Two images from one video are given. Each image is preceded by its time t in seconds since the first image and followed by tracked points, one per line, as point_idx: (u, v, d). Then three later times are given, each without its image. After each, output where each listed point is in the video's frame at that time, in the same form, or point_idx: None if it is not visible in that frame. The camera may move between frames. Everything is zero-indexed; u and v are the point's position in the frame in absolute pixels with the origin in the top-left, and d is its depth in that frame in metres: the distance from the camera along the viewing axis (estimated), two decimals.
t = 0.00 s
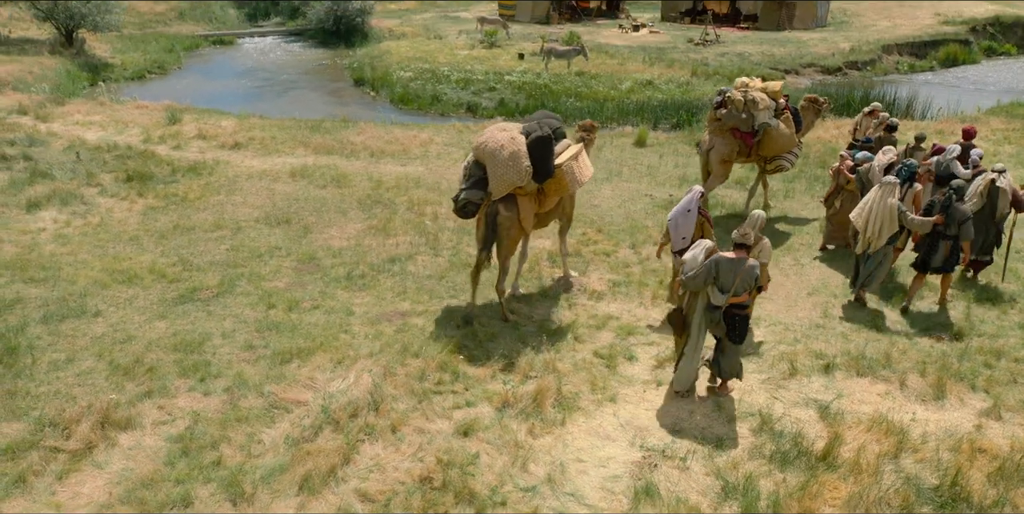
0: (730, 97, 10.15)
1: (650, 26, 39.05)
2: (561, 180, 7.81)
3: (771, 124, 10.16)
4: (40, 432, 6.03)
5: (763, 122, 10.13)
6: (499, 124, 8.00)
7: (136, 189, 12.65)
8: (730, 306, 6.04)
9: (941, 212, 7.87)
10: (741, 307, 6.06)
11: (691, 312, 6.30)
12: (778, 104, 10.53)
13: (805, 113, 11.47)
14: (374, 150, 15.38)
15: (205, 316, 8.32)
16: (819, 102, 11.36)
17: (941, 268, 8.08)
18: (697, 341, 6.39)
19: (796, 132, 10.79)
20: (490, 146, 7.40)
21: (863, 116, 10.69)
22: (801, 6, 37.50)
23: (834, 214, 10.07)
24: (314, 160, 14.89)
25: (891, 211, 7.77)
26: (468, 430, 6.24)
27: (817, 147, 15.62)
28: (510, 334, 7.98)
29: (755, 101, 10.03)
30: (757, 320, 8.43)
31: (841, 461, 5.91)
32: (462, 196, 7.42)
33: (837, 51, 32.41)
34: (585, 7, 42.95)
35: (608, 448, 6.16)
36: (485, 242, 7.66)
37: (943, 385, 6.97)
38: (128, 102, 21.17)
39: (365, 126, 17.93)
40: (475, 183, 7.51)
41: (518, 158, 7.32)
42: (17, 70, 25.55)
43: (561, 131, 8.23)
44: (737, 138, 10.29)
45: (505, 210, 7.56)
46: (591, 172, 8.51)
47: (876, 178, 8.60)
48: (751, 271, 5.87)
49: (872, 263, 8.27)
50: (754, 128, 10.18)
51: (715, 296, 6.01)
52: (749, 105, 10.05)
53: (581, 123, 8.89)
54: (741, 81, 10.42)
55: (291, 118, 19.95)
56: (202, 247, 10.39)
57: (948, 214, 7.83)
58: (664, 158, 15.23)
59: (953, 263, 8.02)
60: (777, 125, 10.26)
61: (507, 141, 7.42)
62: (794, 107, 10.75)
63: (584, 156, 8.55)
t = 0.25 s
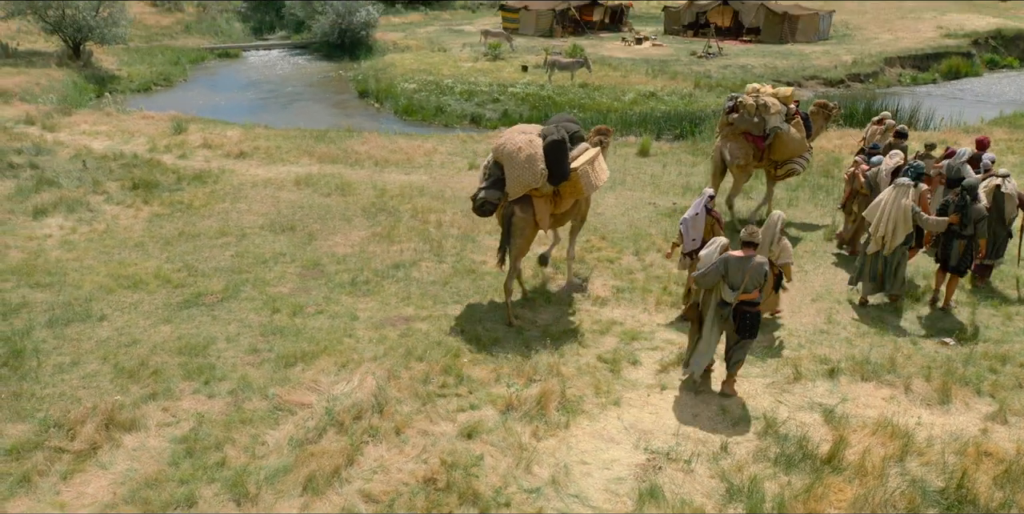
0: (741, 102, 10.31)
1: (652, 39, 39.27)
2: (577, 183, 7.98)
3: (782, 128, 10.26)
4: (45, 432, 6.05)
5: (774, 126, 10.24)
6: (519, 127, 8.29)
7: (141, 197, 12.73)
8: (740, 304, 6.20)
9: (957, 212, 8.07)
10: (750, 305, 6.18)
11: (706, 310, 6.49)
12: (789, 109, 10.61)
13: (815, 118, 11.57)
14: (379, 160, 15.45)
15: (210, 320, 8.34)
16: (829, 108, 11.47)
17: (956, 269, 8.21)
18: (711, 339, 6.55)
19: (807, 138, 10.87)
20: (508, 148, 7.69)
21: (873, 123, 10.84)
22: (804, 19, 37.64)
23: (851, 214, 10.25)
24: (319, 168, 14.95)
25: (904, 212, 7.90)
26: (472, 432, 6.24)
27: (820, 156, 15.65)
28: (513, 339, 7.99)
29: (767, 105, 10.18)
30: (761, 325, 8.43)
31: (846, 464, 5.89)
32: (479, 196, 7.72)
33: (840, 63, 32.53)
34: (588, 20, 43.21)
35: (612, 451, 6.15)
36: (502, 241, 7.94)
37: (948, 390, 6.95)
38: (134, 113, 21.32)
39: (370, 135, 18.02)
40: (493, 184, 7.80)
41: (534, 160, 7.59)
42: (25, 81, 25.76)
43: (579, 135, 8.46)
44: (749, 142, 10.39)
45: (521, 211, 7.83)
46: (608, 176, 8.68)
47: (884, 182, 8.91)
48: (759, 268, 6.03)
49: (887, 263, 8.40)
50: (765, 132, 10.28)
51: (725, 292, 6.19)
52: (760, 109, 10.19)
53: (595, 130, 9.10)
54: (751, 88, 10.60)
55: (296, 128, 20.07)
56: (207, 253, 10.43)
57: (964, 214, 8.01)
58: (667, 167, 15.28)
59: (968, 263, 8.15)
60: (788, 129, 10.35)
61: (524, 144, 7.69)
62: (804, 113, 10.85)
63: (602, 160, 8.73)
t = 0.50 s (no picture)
0: (750, 104, 10.41)
1: (655, 46, 39.38)
2: (588, 186, 8.12)
3: (792, 128, 10.33)
4: (49, 427, 6.07)
5: (785, 127, 10.31)
6: (532, 125, 8.34)
7: (146, 199, 12.78)
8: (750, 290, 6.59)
9: (965, 211, 8.18)
10: (759, 291, 6.59)
11: (719, 295, 6.89)
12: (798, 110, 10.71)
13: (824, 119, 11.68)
14: (382, 163, 15.50)
15: (213, 319, 8.37)
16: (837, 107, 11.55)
17: (965, 267, 8.29)
18: (722, 324, 6.95)
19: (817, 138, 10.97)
20: (522, 151, 7.77)
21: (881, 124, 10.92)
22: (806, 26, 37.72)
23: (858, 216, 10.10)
24: (322, 172, 15.01)
25: (917, 213, 7.93)
26: (475, 429, 6.25)
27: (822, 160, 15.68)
28: (516, 338, 8.00)
29: (776, 107, 10.27)
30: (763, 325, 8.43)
31: (848, 461, 5.89)
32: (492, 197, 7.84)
33: (842, 70, 32.59)
34: (591, 27, 43.33)
35: (615, 447, 6.16)
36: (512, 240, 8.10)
37: (951, 389, 6.95)
38: (138, 117, 21.42)
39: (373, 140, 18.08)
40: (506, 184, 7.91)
41: (547, 164, 7.70)
42: (30, 87, 25.89)
43: (591, 134, 8.54)
44: (760, 144, 10.45)
45: (532, 212, 7.98)
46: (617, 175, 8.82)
47: (892, 185, 8.86)
48: (768, 257, 6.41)
49: (898, 260, 8.48)
50: (776, 133, 10.37)
51: (736, 280, 6.59)
52: (770, 110, 10.28)
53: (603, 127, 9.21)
54: (759, 90, 10.70)
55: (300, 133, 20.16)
56: (210, 253, 10.47)
57: (972, 213, 8.12)
58: (669, 171, 15.31)
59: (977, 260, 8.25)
60: (798, 130, 10.41)
61: (538, 147, 7.77)
62: (814, 114, 10.94)
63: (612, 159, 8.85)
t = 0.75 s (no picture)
0: (765, 109, 10.54)
1: (659, 58, 39.54)
2: (601, 183, 8.34)
3: (808, 133, 10.44)
4: (56, 427, 6.09)
5: (800, 132, 10.42)
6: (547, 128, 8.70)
7: (152, 206, 12.86)
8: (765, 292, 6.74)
9: (974, 213, 8.33)
10: (774, 293, 6.75)
11: (731, 297, 7.00)
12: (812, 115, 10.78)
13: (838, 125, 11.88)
14: (387, 172, 15.57)
15: (219, 323, 8.40)
16: (850, 114, 11.72)
17: (975, 268, 8.46)
18: (733, 326, 7.07)
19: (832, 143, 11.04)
20: (536, 151, 8.11)
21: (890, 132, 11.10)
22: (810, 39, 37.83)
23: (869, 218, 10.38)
24: (328, 180, 15.07)
25: (932, 211, 8.02)
26: (480, 431, 6.25)
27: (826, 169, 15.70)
28: (521, 342, 8.01)
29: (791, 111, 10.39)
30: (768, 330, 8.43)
31: (854, 464, 5.87)
32: (510, 197, 8.24)
33: (846, 82, 32.66)
34: (595, 40, 43.54)
35: (620, 450, 6.15)
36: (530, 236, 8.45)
37: (957, 393, 6.93)
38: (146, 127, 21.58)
39: (379, 149, 18.16)
40: (522, 184, 8.28)
41: (559, 162, 7.99)
42: (39, 98, 26.11)
43: (602, 135, 8.79)
44: (775, 148, 10.59)
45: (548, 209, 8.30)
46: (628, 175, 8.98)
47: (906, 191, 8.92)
48: (785, 260, 6.58)
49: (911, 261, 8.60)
50: (791, 138, 10.46)
51: (752, 282, 6.71)
52: (784, 116, 10.38)
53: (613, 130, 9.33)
54: (773, 97, 10.84)
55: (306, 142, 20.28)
56: (217, 259, 10.52)
57: (981, 214, 8.29)
58: (674, 180, 15.34)
59: (986, 260, 8.41)
60: (814, 134, 10.53)
61: (551, 146, 8.09)
62: (828, 120, 11.07)
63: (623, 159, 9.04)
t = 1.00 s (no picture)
0: (780, 115, 10.65)
1: (663, 69, 39.66)
2: (613, 173, 8.87)
3: (823, 139, 10.48)
4: (63, 424, 6.13)
5: (815, 138, 10.47)
6: (557, 124, 9.11)
7: (159, 210, 12.94)
8: (784, 288, 6.86)
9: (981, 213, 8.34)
10: (793, 289, 6.85)
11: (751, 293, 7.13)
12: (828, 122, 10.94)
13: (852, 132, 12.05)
14: (392, 178, 15.64)
15: (225, 324, 8.44)
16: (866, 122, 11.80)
17: (984, 266, 8.58)
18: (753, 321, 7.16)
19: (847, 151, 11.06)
20: (549, 143, 8.52)
21: (903, 139, 11.16)
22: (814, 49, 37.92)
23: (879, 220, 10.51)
24: (333, 186, 15.15)
25: (939, 215, 8.16)
26: (483, 429, 6.27)
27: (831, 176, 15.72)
28: (525, 343, 8.03)
29: (805, 117, 10.47)
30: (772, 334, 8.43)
31: (859, 463, 5.86)
32: (525, 189, 8.57)
33: (850, 92, 32.69)
34: (600, 50, 43.70)
35: (624, 449, 6.15)
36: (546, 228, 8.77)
37: (962, 394, 6.93)
38: (153, 135, 21.72)
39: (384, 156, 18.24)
40: (536, 176, 8.65)
41: (574, 152, 8.42)
42: (47, 106, 26.32)
43: (612, 129, 9.31)
44: (789, 153, 10.61)
45: (564, 200, 8.67)
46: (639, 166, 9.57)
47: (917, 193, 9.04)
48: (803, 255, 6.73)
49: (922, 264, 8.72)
50: (806, 144, 10.54)
51: (771, 278, 6.85)
52: (799, 122, 10.49)
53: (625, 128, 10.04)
54: (790, 102, 10.94)
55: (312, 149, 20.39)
56: (223, 262, 10.57)
57: (989, 214, 8.34)
58: (678, 187, 15.37)
59: (995, 259, 8.56)
60: (829, 141, 10.56)
61: (565, 138, 8.52)
62: (844, 127, 11.08)
63: (633, 153, 9.61)
